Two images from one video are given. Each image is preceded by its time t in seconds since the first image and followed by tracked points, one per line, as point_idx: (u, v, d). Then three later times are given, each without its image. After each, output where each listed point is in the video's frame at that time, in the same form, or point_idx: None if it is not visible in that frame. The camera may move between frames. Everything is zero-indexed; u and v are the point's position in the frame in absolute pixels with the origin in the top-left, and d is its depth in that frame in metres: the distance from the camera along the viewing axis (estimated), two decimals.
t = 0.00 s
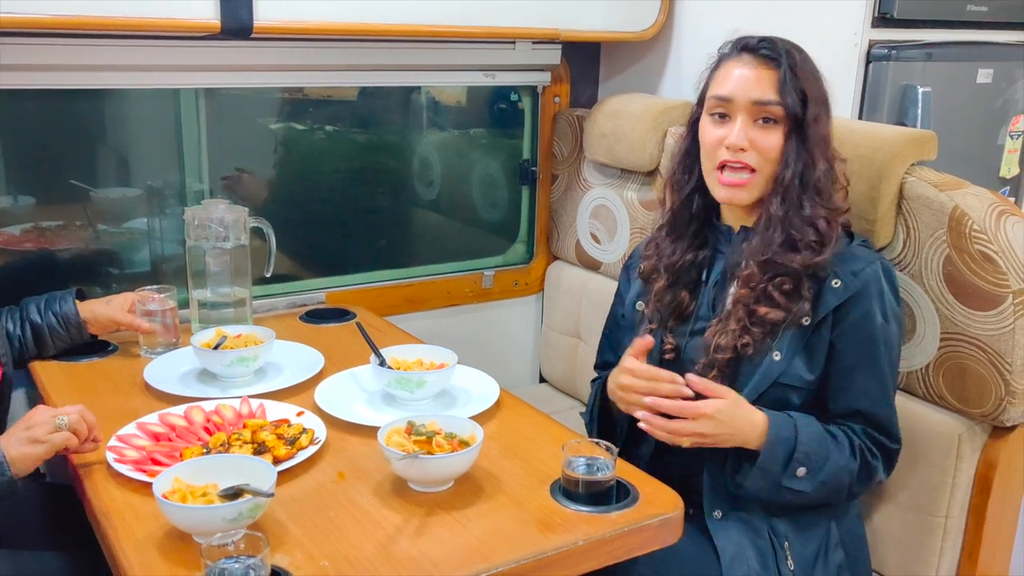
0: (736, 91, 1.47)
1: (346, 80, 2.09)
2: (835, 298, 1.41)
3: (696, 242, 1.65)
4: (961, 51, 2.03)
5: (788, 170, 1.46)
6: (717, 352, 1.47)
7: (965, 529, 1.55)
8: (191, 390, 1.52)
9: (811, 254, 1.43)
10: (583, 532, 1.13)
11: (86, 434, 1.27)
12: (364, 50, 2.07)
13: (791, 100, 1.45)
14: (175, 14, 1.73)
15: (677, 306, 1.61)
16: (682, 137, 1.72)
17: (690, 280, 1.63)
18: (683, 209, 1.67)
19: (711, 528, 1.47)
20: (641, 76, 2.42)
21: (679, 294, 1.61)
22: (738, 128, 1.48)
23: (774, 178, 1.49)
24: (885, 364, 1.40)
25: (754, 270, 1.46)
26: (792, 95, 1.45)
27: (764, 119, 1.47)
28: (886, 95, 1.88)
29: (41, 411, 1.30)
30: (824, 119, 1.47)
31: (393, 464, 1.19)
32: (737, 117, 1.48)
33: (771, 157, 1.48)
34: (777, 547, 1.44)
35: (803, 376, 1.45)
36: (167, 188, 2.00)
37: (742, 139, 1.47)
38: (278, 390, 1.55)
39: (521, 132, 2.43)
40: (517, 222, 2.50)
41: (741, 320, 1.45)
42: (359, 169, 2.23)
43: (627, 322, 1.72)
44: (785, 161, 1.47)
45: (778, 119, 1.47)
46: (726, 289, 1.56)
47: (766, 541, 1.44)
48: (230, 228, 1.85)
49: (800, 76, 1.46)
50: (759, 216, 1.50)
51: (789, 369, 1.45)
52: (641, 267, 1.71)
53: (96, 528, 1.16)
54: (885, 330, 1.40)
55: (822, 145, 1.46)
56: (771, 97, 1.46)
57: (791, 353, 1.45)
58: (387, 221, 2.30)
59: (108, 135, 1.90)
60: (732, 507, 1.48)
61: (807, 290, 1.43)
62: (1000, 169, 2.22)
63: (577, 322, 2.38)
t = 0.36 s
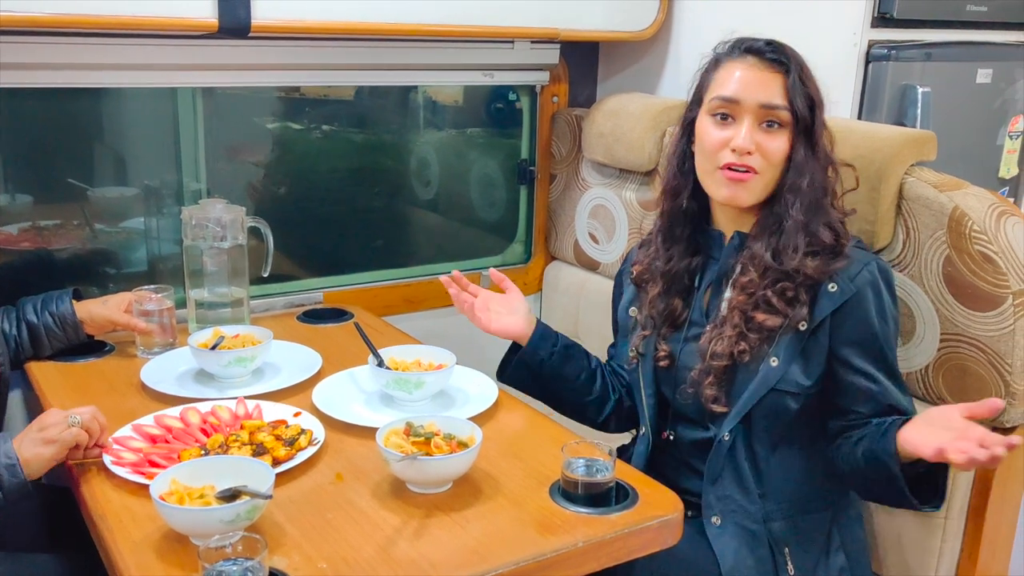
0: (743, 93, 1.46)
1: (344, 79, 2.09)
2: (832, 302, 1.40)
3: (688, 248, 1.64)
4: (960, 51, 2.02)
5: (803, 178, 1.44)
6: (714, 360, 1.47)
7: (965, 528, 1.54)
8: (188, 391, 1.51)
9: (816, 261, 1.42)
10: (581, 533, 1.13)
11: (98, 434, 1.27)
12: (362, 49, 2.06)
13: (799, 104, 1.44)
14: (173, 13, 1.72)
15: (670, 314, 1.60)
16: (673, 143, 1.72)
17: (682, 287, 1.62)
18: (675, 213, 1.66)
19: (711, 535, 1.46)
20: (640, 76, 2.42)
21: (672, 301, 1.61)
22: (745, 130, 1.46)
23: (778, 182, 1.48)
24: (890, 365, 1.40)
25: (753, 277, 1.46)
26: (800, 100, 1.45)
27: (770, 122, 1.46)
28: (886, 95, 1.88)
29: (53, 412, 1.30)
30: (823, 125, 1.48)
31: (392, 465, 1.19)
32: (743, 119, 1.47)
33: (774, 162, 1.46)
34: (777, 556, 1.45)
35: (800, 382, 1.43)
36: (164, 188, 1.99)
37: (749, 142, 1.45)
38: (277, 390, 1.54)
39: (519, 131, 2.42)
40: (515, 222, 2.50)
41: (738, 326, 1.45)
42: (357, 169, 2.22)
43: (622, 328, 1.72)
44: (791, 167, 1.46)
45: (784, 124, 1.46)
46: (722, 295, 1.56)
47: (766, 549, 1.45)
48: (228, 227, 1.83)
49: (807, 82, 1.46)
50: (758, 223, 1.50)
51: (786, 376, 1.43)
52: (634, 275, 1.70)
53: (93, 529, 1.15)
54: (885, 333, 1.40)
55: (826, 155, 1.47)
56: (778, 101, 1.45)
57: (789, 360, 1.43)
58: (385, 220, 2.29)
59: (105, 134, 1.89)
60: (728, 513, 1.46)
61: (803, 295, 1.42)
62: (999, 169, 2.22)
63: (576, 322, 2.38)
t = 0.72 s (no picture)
0: (710, 107, 1.43)
1: (341, 78, 2.08)
2: (828, 304, 1.40)
3: (680, 255, 1.64)
4: (959, 50, 2.02)
5: (781, 181, 1.43)
6: (710, 364, 1.46)
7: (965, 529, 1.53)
8: (185, 390, 1.50)
9: (811, 263, 1.42)
10: (579, 534, 1.12)
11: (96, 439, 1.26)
12: (360, 48, 2.06)
13: (769, 110, 1.42)
14: (171, 11, 1.72)
15: (664, 321, 1.60)
16: (652, 153, 1.70)
17: (675, 293, 1.62)
18: (664, 221, 1.66)
19: (709, 539, 1.45)
20: (638, 75, 2.41)
21: (665, 308, 1.60)
22: (716, 146, 1.44)
23: (760, 188, 1.46)
24: (887, 363, 1.40)
25: (746, 282, 1.45)
26: (769, 105, 1.42)
27: (742, 132, 1.44)
28: (885, 94, 1.87)
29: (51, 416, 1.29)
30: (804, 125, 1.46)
31: (388, 465, 1.18)
32: (714, 133, 1.45)
33: (752, 169, 1.44)
34: (775, 557, 1.43)
35: (798, 385, 1.42)
36: (161, 186, 1.98)
37: (723, 157, 1.43)
38: (274, 390, 1.54)
39: (517, 131, 2.42)
40: (513, 222, 2.49)
41: (734, 330, 1.44)
42: (355, 168, 2.22)
43: (616, 333, 1.71)
44: (770, 172, 1.44)
45: (756, 131, 1.43)
46: (717, 299, 1.55)
47: (765, 552, 1.43)
48: (224, 226, 1.83)
49: (774, 84, 1.43)
50: (749, 227, 1.49)
51: (783, 379, 1.43)
52: (625, 284, 1.69)
53: (89, 530, 1.15)
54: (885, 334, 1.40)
55: (803, 154, 1.45)
56: (748, 110, 1.42)
57: (786, 363, 1.43)
58: (382, 220, 2.29)
59: (102, 133, 1.88)
60: (726, 516, 1.45)
61: (800, 297, 1.42)
62: (998, 169, 2.21)
63: (574, 322, 2.37)
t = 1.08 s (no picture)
0: (704, 107, 1.43)
1: (340, 77, 2.08)
2: (822, 305, 1.40)
3: (673, 255, 1.64)
4: (958, 50, 2.02)
5: (770, 183, 1.44)
6: (703, 365, 1.46)
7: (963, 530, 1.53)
8: (184, 390, 1.50)
9: (803, 265, 1.42)
10: (577, 533, 1.12)
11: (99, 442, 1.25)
12: (359, 47, 2.05)
13: (763, 112, 1.41)
14: (169, 10, 1.72)
15: (658, 322, 1.60)
16: (646, 151, 1.70)
17: (669, 294, 1.62)
18: (657, 221, 1.66)
19: (707, 542, 1.45)
20: (637, 74, 2.41)
21: (659, 310, 1.60)
22: (710, 147, 1.44)
23: (751, 191, 1.46)
24: (881, 365, 1.40)
25: (737, 283, 1.45)
26: (762, 106, 1.41)
27: (736, 133, 1.44)
28: (885, 93, 1.87)
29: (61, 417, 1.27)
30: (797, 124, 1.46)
31: (387, 465, 1.18)
32: (708, 134, 1.44)
33: (744, 172, 1.44)
34: (774, 559, 1.43)
35: (791, 386, 1.43)
36: (159, 185, 1.98)
37: (717, 158, 1.43)
38: (273, 389, 1.53)
39: (516, 130, 2.42)
40: (512, 221, 2.49)
41: (726, 332, 1.44)
42: (354, 167, 2.21)
43: (613, 334, 1.72)
44: (761, 174, 1.44)
45: (750, 132, 1.43)
46: (710, 301, 1.55)
47: (763, 554, 1.43)
48: (223, 225, 1.82)
49: (769, 85, 1.42)
50: (740, 230, 1.49)
51: (776, 381, 1.43)
52: (619, 285, 1.69)
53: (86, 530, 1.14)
54: (875, 332, 1.39)
55: (797, 156, 1.44)
56: (742, 111, 1.42)
57: (780, 364, 1.43)
58: (380, 219, 2.28)
59: (100, 132, 1.88)
60: (723, 518, 1.46)
61: (792, 299, 1.42)
62: (997, 169, 2.22)
63: (572, 321, 2.37)
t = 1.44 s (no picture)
0: (695, 114, 1.43)
1: (339, 76, 2.08)
2: (820, 304, 1.40)
3: (670, 255, 1.64)
4: (956, 49, 2.02)
5: (765, 185, 1.44)
6: (702, 365, 1.46)
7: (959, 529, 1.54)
8: (181, 388, 1.50)
9: (801, 265, 1.42)
10: (574, 532, 1.12)
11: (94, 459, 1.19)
12: (356, 46, 2.05)
13: (755, 115, 1.41)
14: (165, 9, 1.72)
15: (656, 322, 1.60)
16: (640, 153, 1.70)
17: (667, 294, 1.62)
18: (654, 222, 1.66)
19: (706, 542, 1.45)
20: (635, 73, 2.41)
21: (657, 310, 1.60)
22: (704, 152, 1.43)
23: (747, 193, 1.46)
24: (879, 364, 1.40)
25: (735, 283, 1.45)
26: (754, 109, 1.41)
27: (729, 137, 1.43)
28: (882, 92, 1.87)
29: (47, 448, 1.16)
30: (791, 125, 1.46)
31: (384, 463, 1.18)
32: (701, 140, 1.44)
33: (739, 174, 1.44)
34: (771, 559, 1.43)
35: (789, 385, 1.43)
36: (157, 184, 1.98)
37: (711, 163, 1.43)
38: (271, 388, 1.53)
39: (514, 129, 2.42)
40: (510, 220, 2.49)
41: (725, 331, 1.45)
42: (351, 166, 2.21)
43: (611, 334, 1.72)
44: (757, 177, 1.45)
45: (743, 136, 1.43)
46: (708, 300, 1.55)
47: (761, 554, 1.43)
48: (221, 224, 1.82)
49: (760, 88, 1.42)
50: (736, 232, 1.49)
51: (775, 380, 1.43)
52: (616, 285, 1.69)
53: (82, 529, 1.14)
54: (873, 331, 1.40)
55: (791, 156, 1.44)
56: (734, 115, 1.42)
57: (778, 364, 1.43)
58: (379, 219, 2.28)
59: (98, 130, 1.88)
60: (721, 518, 1.45)
61: (791, 298, 1.42)
62: (994, 169, 2.22)
63: (570, 321, 2.37)
